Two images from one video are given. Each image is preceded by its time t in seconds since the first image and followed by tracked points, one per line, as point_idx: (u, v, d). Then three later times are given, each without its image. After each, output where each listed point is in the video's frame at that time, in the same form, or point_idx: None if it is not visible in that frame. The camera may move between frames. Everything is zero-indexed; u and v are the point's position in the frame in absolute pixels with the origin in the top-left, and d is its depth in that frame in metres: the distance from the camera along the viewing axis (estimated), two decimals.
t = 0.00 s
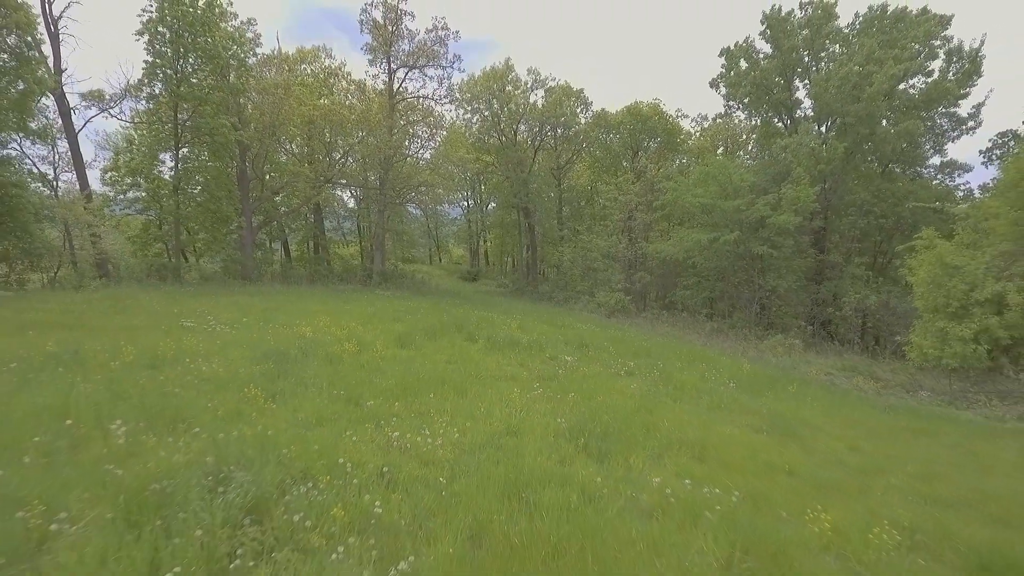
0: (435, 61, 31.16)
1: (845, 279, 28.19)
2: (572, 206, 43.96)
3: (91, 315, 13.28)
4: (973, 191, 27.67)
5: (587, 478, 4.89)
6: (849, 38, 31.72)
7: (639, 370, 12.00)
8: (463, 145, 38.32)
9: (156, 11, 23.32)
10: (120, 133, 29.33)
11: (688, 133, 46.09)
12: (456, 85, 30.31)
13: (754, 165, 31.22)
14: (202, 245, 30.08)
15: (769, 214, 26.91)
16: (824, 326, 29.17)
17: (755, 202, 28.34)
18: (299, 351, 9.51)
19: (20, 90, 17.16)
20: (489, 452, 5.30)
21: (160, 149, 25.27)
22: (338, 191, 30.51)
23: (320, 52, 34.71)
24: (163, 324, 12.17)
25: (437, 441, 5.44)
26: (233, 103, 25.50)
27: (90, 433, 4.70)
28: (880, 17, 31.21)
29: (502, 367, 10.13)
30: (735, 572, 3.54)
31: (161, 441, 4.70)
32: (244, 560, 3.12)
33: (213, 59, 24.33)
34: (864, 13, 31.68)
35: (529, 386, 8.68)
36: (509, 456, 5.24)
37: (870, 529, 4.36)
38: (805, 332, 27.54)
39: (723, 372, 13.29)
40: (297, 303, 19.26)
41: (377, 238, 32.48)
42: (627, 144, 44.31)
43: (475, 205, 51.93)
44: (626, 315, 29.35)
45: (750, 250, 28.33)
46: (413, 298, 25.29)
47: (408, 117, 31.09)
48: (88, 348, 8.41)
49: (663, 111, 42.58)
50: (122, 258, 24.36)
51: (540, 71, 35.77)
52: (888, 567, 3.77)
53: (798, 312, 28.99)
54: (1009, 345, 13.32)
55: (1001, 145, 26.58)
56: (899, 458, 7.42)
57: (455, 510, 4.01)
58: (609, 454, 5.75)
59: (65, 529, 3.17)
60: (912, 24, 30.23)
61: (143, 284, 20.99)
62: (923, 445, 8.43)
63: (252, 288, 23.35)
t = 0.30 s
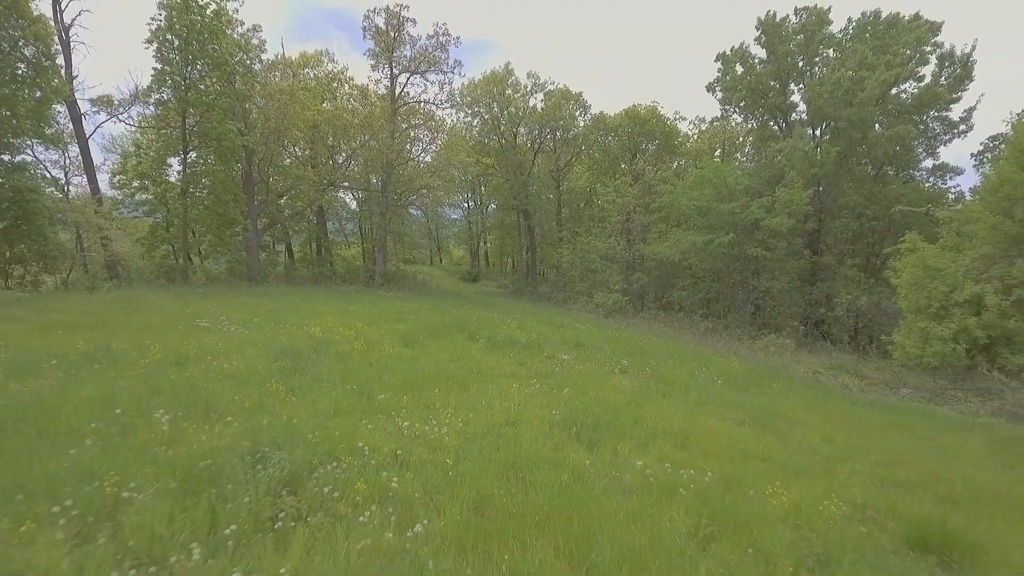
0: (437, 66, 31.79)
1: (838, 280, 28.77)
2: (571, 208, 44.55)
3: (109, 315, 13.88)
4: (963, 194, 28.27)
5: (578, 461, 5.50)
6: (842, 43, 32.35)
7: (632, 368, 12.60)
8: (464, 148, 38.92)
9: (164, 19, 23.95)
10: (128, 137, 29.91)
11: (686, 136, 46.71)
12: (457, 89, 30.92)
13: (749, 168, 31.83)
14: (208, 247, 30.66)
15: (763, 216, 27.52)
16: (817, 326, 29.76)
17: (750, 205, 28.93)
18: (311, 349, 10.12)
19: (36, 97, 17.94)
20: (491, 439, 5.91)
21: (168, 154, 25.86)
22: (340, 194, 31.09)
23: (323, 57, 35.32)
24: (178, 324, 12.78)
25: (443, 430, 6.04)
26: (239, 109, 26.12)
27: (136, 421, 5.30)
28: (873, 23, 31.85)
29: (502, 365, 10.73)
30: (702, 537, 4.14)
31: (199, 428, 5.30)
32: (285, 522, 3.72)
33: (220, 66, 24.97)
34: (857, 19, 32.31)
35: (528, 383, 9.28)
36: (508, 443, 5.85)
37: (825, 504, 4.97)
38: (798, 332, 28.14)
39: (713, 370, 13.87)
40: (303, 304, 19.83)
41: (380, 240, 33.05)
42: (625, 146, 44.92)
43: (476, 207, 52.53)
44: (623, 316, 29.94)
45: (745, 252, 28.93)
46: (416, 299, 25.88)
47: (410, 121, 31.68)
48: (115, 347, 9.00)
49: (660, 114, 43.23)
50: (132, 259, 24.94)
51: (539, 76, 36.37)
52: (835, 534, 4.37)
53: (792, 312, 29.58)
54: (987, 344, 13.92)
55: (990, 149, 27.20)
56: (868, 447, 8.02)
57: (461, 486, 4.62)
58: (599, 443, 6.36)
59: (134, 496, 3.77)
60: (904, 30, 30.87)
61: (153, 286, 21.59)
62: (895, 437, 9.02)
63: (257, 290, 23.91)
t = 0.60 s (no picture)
0: (438, 70, 32.42)
1: (831, 281, 29.37)
2: (570, 209, 45.12)
3: (126, 315, 14.47)
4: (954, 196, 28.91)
5: (571, 446, 6.11)
6: (837, 48, 32.95)
7: (627, 365, 13.21)
8: (465, 151, 39.56)
9: (174, 27, 24.68)
10: (136, 140, 30.52)
11: (683, 138, 47.34)
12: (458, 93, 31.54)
13: (745, 171, 32.44)
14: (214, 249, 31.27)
15: (758, 218, 28.14)
16: (811, 326, 30.37)
17: (745, 207, 29.55)
18: (323, 347, 10.72)
19: (51, 103, 18.91)
20: (493, 427, 6.53)
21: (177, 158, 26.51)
22: (343, 196, 31.73)
23: (326, 61, 35.92)
24: (194, 323, 13.37)
25: (449, 419, 6.66)
26: (246, 114, 26.78)
27: (175, 409, 5.92)
28: (866, 28, 32.49)
29: (503, 362, 11.33)
30: (676, 507, 4.74)
31: (231, 416, 5.92)
32: (316, 491, 4.33)
33: (228, 72, 25.67)
34: (851, 25, 32.95)
35: (527, 378, 9.90)
36: (508, 430, 6.46)
37: (791, 483, 5.57)
38: (791, 331, 28.75)
39: (705, 368, 14.48)
40: (309, 304, 20.39)
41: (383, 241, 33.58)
42: (624, 148, 45.50)
43: (476, 208, 53.09)
44: (621, 316, 30.53)
45: (740, 253, 29.53)
46: (418, 299, 26.45)
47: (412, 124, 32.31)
48: (140, 344, 9.59)
49: (658, 116, 43.84)
50: (141, 261, 25.59)
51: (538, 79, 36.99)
52: (795, 506, 4.98)
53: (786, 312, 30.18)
54: (967, 343, 14.55)
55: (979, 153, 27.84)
56: (843, 437, 8.63)
57: (466, 465, 5.23)
58: (591, 431, 6.97)
59: (186, 471, 4.38)
60: (897, 36, 31.49)
61: (163, 287, 22.19)
62: (870, 429, 9.63)
63: (264, 291, 24.56)
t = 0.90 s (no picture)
0: (440, 75, 33.08)
1: (825, 282, 30.00)
2: (570, 211, 45.76)
3: (143, 315, 15.11)
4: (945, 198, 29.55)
5: (565, 434, 6.74)
6: (830, 53, 33.59)
7: (621, 363, 13.85)
8: (466, 154, 40.20)
9: (183, 34, 25.39)
10: (143, 144, 31.10)
11: (682, 140, 47.97)
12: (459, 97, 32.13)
13: (741, 174, 33.07)
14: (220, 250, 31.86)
15: (753, 221, 28.79)
16: (805, 326, 30.98)
17: (740, 210, 30.18)
18: (333, 346, 11.36)
19: (67, 111, 19.60)
20: (495, 417, 7.15)
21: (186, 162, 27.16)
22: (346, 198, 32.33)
23: (329, 66, 36.56)
24: (209, 323, 13.99)
25: (454, 410, 7.30)
26: (253, 119, 27.44)
27: (208, 399, 6.55)
28: (859, 34, 33.13)
29: (503, 360, 11.97)
30: (657, 484, 5.37)
31: (258, 406, 6.54)
32: (341, 469, 4.97)
33: (235, 78, 26.33)
34: (845, 30, 33.58)
35: (526, 374, 10.54)
36: (508, 420, 7.08)
37: (763, 467, 6.20)
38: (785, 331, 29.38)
39: (697, 366, 15.09)
40: (315, 305, 21.03)
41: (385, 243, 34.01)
42: (623, 151, 46.13)
43: (477, 210, 53.71)
44: (619, 316, 31.18)
45: (735, 254, 30.17)
46: (420, 300, 27.09)
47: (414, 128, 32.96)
48: (164, 342, 10.24)
49: (656, 119, 44.48)
50: (150, 262, 26.21)
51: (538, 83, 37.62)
52: (763, 485, 5.61)
53: (781, 313, 30.80)
54: (948, 343, 15.19)
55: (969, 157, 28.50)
56: (820, 428, 9.27)
57: (471, 449, 5.86)
58: (584, 422, 7.59)
59: (227, 451, 5.00)
60: (889, 41, 32.14)
61: (173, 288, 22.80)
62: (848, 421, 10.26)
63: (271, 291, 25.25)
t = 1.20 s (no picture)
0: (442, 80, 33.72)
1: (819, 284, 30.62)
2: (570, 213, 46.38)
3: (158, 316, 15.76)
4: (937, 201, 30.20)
5: (560, 424, 7.38)
6: (825, 57, 34.22)
7: (617, 361, 14.50)
8: (467, 156, 40.84)
9: (193, 42, 26.11)
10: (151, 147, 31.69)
11: (680, 143, 48.60)
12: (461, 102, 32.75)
13: (737, 176, 33.70)
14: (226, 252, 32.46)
15: (748, 223, 29.44)
16: (800, 326, 31.58)
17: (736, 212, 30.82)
18: (343, 344, 12.01)
19: (82, 117, 20.26)
20: (496, 409, 7.80)
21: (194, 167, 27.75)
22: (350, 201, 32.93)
23: (333, 70, 37.20)
24: (222, 323, 14.64)
25: (459, 403, 7.95)
26: (259, 124, 28.08)
27: (236, 392, 7.20)
28: (853, 40, 33.80)
29: (504, 358, 12.62)
30: (641, 466, 5.99)
31: (281, 398, 7.19)
32: (361, 452, 5.60)
33: (243, 85, 26.99)
34: (839, 36, 34.25)
35: (526, 371, 11.19)
36: (509, 412, 7.73)
37: (740, 453, 6.84)
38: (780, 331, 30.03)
39: (690, 364, 15.72)
40: (321, 305, 21.66)
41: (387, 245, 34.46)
42: (621, 153, 46.74)
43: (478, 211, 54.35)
44: (617, 316, 31.83)
45: (730, 256, 30.82)
46: (422, 301, 27.73)
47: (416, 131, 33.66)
48: (185, 341, 10.88)
49: (654, 122, 45.10)
50: (160, 264, 26.80)
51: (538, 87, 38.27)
52: (737, 468, 6.24)
53: (776, 313, 31.42)
54: (931, 342, 15.82)
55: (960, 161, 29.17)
56: (800, 421, 9.93)
57: (475, 436, 6.49)
58: (578, 414, 8.22)
59: (260, 436, 5.64)
60: (883, 46, 32.79)
61: (183, 289, 23.43)
62: (828, 415, 10.89)
63: (277, 292, 25.92)
